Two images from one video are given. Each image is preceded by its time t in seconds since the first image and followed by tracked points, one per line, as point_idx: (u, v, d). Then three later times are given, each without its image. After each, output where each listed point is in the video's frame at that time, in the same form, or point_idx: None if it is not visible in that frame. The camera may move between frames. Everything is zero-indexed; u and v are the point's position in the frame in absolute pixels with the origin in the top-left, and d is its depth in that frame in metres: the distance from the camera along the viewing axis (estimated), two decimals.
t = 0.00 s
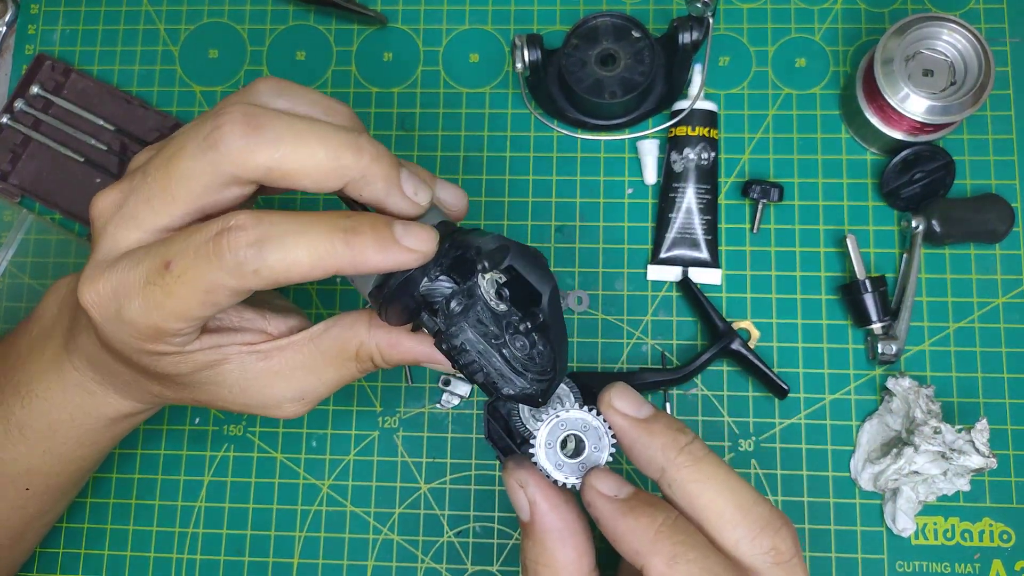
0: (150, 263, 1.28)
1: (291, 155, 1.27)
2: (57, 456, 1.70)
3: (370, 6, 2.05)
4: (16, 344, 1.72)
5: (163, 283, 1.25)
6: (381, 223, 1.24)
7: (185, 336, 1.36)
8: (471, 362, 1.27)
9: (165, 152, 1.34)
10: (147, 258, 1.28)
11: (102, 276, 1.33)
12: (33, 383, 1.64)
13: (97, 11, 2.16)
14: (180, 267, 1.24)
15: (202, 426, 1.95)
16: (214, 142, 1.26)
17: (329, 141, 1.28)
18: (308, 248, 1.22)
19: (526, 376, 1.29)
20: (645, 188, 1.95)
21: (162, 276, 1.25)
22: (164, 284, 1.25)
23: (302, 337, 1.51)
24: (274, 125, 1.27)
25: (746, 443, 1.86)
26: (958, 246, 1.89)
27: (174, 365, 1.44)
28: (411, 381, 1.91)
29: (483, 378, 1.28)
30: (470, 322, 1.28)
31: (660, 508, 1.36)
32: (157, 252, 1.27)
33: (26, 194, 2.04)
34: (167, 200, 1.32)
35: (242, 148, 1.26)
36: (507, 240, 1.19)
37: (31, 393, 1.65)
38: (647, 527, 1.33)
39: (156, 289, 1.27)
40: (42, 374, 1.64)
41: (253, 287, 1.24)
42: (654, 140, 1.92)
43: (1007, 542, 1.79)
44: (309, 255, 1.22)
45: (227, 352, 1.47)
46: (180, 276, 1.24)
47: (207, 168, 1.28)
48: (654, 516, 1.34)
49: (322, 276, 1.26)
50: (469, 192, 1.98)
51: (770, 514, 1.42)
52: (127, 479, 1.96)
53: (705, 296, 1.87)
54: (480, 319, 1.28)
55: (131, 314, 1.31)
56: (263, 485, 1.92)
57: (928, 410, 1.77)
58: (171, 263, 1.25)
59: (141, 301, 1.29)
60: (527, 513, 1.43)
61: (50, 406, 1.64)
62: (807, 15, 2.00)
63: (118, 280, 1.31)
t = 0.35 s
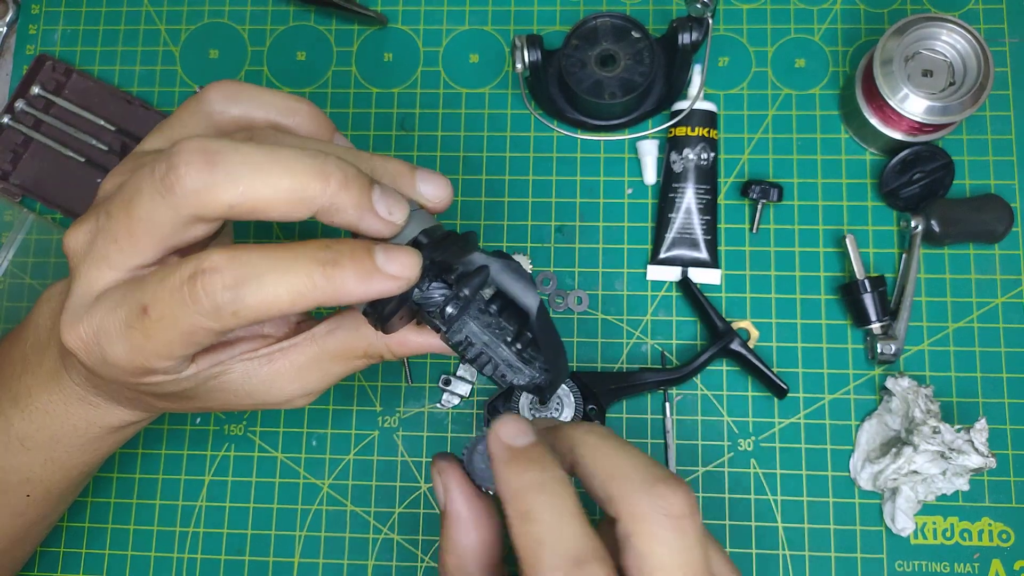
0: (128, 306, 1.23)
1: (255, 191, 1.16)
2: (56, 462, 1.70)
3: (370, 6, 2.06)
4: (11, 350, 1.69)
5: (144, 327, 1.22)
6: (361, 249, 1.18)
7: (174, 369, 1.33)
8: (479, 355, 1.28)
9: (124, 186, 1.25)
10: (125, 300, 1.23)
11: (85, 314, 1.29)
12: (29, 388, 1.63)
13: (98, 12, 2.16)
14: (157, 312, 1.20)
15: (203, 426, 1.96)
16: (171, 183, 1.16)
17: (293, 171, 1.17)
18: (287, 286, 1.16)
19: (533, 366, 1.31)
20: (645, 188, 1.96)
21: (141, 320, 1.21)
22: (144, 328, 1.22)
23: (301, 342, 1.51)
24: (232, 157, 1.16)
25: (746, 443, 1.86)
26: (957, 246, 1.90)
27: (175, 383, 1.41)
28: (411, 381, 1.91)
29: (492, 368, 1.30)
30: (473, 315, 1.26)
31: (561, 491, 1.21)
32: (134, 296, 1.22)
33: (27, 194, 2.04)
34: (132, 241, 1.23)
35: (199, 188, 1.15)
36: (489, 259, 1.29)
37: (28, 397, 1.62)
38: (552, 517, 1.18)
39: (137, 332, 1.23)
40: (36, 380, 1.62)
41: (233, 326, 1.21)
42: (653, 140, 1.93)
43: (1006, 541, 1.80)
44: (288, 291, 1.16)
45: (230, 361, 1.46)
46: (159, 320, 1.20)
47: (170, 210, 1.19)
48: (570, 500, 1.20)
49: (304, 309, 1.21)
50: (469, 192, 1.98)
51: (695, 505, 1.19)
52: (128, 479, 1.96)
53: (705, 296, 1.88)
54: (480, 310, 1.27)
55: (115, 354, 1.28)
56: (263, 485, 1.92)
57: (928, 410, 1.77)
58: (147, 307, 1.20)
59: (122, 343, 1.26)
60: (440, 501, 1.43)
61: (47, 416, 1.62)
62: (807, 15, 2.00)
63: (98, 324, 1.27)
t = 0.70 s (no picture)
0: (175, 340, 1.18)
1: (294, 230, 1.10)
2: (56, 467, 1.68)
3: (370, 6, 2.06)
4: (8, 358, 1.66)
5: (195, 361, 1.18)
6: (398, 266, 1.16)
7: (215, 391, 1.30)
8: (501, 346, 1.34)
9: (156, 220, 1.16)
10: (171, 336, 1.18)
11: (128, 348, 1.23)
12: (27, 393, 1.61)
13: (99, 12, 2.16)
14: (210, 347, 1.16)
15: (203, 426, 1.96)
16: (213, 228, 1.10)
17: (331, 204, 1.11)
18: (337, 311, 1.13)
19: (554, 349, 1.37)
20: (645, 188, 1.96)
21: (191, 353, 1.17)
22: (196, 362, 1.18)
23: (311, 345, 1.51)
24: (272, 196, 1.10)
25: (746, 443, 1.86)
26: (957, 246, 1.90)
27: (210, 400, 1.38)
28: (411, 381, 1.91)
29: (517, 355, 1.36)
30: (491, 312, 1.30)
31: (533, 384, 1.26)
32: (181, 330, 1.17)
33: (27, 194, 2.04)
34: (174, 279, 1.17)
35: (243, 229, 1.10)
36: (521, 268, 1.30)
37: (25, 402, 1.61)
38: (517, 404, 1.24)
39: (188, 365, 1.19)
40: (31, 382, 1.60)
41: (287, 353, 1.20)
42: (653, 140, 1.93)
43: (1005, 541, 1.80)
44: (339, 317, 1.14)
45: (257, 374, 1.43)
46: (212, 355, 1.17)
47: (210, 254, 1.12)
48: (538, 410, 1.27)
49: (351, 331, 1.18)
50: (470, 192, 1.98)
51: (658, 435, 1.26)
52: (128, 479, 1.96)
53: (705, 296, 1.88)
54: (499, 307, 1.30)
55: (162, 385, 1.24)
56: (263, 485, 1.92)
57: (928, 410, 1.77)
58: (199, 343, 1.16)
59: (171, 376, 1.21)
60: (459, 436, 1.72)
61: (45, 426, 1.60)
62: (807, 16, 2.00)
63: (145, 359, 1.22)
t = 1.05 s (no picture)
0: (177, 261, 1.24)
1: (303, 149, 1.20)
2: (58, 453, 1.70)
3: (370, 6, 2.06)
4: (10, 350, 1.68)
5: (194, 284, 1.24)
6: (400, 201, 1.23)
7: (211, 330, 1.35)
8: (495, 307, 1.30)
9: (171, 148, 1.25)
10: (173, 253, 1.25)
11: (133, 273, 1.29)
12: (36, 386, 1.62)
13: (98, 12, 2.16)
14: (213, 265, 1.22)
15: (203, 425, 1.96)
16: (225, 143, 1.18)
17: (338, 132, 1.21)
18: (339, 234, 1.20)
19: (550, 311, 1.33)
20: (645, 188, 1.96)
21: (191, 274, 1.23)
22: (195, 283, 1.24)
23: (314, 340, 1.52)
24: (284, 118, 1.19)
25: (746, 443, 1.86)
26: (957, 246, 1.90)
27: (210, 347, 1.42)
28: (411, 381, 1.91)
29: (511, 321, 1.32)
30: (489, 271, 1.30)
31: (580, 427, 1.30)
32: (185, 252, 1.24)
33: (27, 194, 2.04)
34: (181, 203, 1.23)
35: (253, 146, 1.18)
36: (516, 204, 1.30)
37: (33, 392, 1.62)
38: (573, 449, 1.25)
39: (189, 288, 1.24)
40: (41, 374, 1.62)
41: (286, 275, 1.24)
42: (653, 140, 1.93)
43: (1006, 541, 1.80)
44: (340, 240, 1.20)
45: (256, 327, 1.47)
46: (216, 273, 1.22)
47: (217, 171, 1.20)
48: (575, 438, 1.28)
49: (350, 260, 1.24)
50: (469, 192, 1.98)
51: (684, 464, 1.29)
52: (127, 478, 1.96)
53: (705, 296, 1.88)
54: (498, 267, 1.30)
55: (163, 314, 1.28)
56: (263, 485, 1.92)
57: (928, 410, 1.77)
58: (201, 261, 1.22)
59: (170, 301, 1.27)
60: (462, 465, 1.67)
61: (51, 410, 1.63)
62: (807, 15, 2.00)
63: (146, 284, 1.28)
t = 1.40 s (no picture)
0: (193, 222, 1.26)
1: (317, 114, 1.30)
2: (60, 444, 1.72)
3: (370, 6, 2.06)
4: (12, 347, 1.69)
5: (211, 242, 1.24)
6: (411, 172, 1.30)
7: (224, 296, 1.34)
8: (498, 293, 1.34)
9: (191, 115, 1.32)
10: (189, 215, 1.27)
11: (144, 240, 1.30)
12: (37, 381, 1.65)
13: (98, 11, 2.16)
14: (231, 221, 1.23)
15: (203, 426, 1.96)
16: (245, 105, 1.27)
17: (350, 99, 1.31)
18: (351, 193, 1.25)
19: (553, 297, 1.36)
20: (645, 188, 1.96)
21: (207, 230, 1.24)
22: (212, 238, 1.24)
23: (316, 337, 1.52)
24: (301, 87, 1.29)
25: (746, 443, 1.86)
26: (957, 246, 1.90)
27: (218, 323, 1.41)
28: (411, 380, 1.92)
29: (514, 306, 1.35)
30: (492, 258, 1.35)
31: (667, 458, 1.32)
32: (202, 212, 1.25)
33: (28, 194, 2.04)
34: (198, 164, 1.29)
35: (272, 111, 1.27)
36: (517, 182, 1.39)
37: (36, 387, 1.65)
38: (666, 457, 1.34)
39: (205, 245, 1.24)
40: (45, 368, 1.63)
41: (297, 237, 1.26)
42: (653, 140, 1.93)
43: (1006, 541, 1.80)
44: (353, 202, 1.25)
45: (262, 307, 1.46)
46: (232, 230, 1.23)
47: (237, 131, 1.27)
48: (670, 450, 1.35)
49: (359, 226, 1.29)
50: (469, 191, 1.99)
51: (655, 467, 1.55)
52: (127, 478, 1.96)
53: (705, 296, 1.88)
54: (501, 254, 1.36)
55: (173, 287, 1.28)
56: (263, 485, 1.92)
57: (928, 410, 1.77)
58: (218, 217, 1.24)
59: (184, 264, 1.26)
60: None
61: (54, 400, 1.65)
62: (807, 15, 2.00)
63: (160, 244, 1.28)
